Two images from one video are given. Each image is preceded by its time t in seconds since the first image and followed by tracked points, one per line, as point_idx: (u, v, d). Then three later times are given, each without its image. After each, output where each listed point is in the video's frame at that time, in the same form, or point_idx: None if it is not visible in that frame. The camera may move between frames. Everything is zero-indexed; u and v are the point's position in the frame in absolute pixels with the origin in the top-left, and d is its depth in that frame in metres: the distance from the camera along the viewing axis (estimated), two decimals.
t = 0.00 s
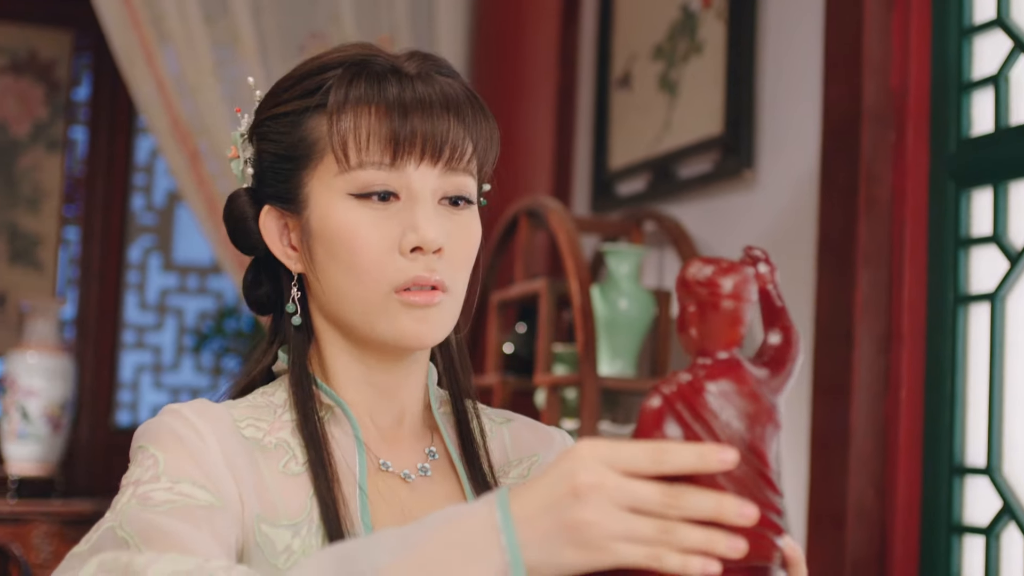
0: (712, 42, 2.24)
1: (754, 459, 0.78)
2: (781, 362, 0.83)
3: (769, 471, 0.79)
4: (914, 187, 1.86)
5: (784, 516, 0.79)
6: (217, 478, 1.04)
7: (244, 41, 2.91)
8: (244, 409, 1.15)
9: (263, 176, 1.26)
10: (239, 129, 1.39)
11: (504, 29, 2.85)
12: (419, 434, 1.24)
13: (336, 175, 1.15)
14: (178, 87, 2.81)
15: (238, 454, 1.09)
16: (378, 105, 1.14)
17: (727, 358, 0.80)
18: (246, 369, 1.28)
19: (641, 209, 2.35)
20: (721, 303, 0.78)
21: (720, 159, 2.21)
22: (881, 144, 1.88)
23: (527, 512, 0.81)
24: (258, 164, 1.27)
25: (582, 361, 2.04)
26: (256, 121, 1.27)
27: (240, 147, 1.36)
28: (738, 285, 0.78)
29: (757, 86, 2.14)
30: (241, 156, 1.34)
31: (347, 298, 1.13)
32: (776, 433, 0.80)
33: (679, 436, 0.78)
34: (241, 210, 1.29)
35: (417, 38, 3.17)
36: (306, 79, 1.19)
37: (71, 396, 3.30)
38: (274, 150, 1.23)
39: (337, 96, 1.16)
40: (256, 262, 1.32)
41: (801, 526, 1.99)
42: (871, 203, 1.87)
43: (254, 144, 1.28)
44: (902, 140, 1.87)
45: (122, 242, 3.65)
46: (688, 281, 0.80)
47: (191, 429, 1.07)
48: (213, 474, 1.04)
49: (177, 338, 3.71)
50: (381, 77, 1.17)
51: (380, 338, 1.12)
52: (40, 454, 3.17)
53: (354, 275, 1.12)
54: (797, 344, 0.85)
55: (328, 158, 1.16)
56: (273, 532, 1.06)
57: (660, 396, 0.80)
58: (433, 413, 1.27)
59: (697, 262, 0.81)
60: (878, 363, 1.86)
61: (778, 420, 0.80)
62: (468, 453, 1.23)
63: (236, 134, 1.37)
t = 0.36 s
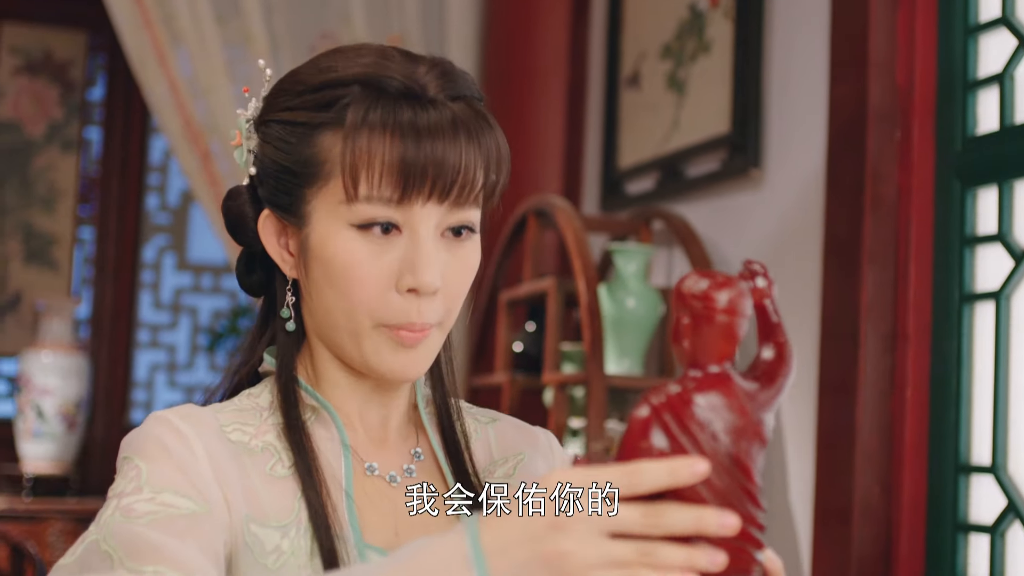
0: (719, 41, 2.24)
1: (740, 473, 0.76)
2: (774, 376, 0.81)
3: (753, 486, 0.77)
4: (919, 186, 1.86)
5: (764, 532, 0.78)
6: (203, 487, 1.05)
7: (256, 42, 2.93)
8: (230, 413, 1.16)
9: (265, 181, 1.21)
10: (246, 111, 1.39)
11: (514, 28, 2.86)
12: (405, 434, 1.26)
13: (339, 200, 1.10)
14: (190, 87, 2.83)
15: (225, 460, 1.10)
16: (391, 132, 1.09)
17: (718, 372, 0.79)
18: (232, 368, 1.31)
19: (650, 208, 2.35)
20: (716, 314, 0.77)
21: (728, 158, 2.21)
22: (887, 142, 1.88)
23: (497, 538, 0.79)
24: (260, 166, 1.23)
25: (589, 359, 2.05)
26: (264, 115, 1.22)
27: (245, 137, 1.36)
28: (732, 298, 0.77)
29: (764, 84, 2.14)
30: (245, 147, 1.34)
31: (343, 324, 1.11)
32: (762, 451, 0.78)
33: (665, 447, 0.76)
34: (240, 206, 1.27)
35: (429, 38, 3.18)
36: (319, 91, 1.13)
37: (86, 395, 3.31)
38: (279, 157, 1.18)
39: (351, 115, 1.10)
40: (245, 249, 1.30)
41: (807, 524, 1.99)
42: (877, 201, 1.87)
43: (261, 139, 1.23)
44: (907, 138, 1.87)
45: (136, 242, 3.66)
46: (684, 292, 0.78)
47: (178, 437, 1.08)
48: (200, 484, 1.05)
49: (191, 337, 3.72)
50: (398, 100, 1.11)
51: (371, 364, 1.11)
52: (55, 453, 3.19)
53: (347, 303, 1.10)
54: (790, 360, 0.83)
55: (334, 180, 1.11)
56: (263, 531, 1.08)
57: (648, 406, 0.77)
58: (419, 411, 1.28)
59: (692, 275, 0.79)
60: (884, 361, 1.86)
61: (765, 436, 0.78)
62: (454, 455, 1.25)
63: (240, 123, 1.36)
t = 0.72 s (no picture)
0: (739, 41, 2.24)
1: (715, 460, 0.85)
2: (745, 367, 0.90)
3: (727, 473, 0.85)
4: (939, 187, 1.85)
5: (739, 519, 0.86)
6: (191, 489, 1.14)
7: (278, 45, 2.94)
8: (219, 417, 1.24)
9: (266, 187, 1.29)
10: (251, 109, 1.42)
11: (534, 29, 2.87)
12: (391, 438, 1.37)
13: (339, 219, 1.18)
14: (213, 90, 2.85)
15: (214, 464, 1.19)
16: (396, 153, 1.16)
17: (692, 362, 0.88)
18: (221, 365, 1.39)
19: (670, 208, 2.35)
20: (689, 304, 0.86)
21: (747, 158, 2.21)
22: (906, 143, 1.88)
23: (483, 554, 0.86)
24: (261, 171, 1.31)
25: (609, 359, 2.05)
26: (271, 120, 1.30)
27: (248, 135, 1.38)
28: (703, 290, 0.86)
29: (783, 84, 2.14)
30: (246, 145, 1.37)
31: (336, 337, 1.20)
32: (734, 437, 0.86)
33: (642, 437, 0.84)
34: (238, 206, 1.34)
35: (451, 39, 3.19)
36: (327, 106, 1.21)
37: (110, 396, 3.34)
38: (284, 167, 1.26)
39: (357, 134, 1.18)
40: (240, 247, 1.37)
41: (828, 524, 1.98)
42: (895, 201, 1.86)
43: (266, 143, 1.31)
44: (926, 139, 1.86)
45: (160, 244, 3.68)
46: (659, 286, 0.87)
47: (168, 443, 1.16)
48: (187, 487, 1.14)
49: (215, 338, 3.71)
50: (405, 120, 1.19)
51: (361, 378, 1.20)
52: (80, 454, 3.21)
53: (341, 317, 1.19)
54: (760, 351, 0.91)
55: (338, 197, 1.19)
56: (248, 532, 1.16)
57: (625, 397, 0.86)
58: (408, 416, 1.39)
59: (667, 267, 0.88)
60: (903, 363, 1.86)
61: (737, 424, 0.86)
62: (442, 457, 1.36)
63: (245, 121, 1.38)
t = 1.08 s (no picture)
0: (765, 40, 2.24)
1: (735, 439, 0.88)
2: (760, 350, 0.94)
3: (746, 452, 0.88)
4: (966, 186, 1.84)
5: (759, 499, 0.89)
6: (217, 484, 1.16)
7: (305, 46, 2.95)
8: (242, 418, 1.26)
9: (285, 188, 1.32)
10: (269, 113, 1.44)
11: (560, 29, 2.87)
12: (417, 438, 1.38)
13: (360, 219, 1.21)
14: (240, 92, 2.86)
15: (237, 463, 1.20)
16: (413, 150, 1.18)
17: (708, 341, 0.92)
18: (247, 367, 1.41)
19: (695, 208, 2.35)
20: (704, 283, 0.91)
21: (773, 158, 2.21)
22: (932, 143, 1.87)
23: (504, 538, 0.90)
24: (280, 172, 1.33)
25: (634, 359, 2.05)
26: (289, 122, 1.32)
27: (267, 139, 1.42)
28: (718, 270, 0.91)
29: (810, 84, 2.14)
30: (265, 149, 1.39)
31: (358, 336, 1.23)
32: (752, 416, 0.90)
33: (659, 416, 0.89)
34: (260, 209, 1.38)
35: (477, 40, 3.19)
36: (347, 106, 1.23)
37: (140, 397, 3.35)
38: (304, 168, 1.28)
39: (375, 133, 1.20)
40: (262, 251, 1.41)
41: (854, 524, 1.98)
42: (921, 200, 1.85)
43: (284, 145, 1.33)
44: (953, 139, 1.86)
45: (189, 244, 3.69)
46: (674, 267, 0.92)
47: (191, 443, 1.18)
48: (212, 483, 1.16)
49: (244, 338, 3.74)
50: (422, 118, 1.21)
51: (385, 378, 1.23)
52: (110, 454, 3.22)
53: (363, 319, 1.21)
54: (777, 331, 0.96)
55: (358, 197, 1.21)
56: (272, 530, 1.18)
57: (644, 377, 0.91)
58: (430, 415, 1.40)
59: (682, 250, 0.93)
60: (929, 364, 1.84)
61: (754, 403, 0.90)
62: (463, 456, 1.37)
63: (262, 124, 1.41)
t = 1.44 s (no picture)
0: (787, 42, 2.23)
1: (765, 454, 0.85)
2: (792, 359, 0.89)
3: (776, 466, 0.85)
4: (988, 189, 1.84)
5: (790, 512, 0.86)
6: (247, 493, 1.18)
7: (327, 48, 2.96)
8: (272, 425, 1.29)
9: (314, 192, 1.33)
10: (297, 118, 1.45)
11: (582, 31, 2.87)
12: (447, 443, 1.38)
13: (388, 219, 1.22)
14: (263, 94, 2.87)
15: (267, 472, 1.23)
16: (438, 149, 1.19)
17: (737, 354, 0.88)
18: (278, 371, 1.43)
19: (717, 209, 2.35)
20: (732, 297, 0.85)
21: (795, 159, 2.20)
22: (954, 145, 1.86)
23: (528, 550, 0.91)
24: (309, 176, 1.35)
25: (656, 360, 2.05)
26: (316, 126, 1.34)
27: (294, 143, 1.43)
28: (747, 282, 0.85)
29: (831, 86, 2.13)
30: (295, 153, 1.41)
31: (386, 338, 1.23)
32: (783, 428, 0.87)
33: (688, 431, 0.86)
34: (288, 212, 1.39)
35: (499, 41, 3.19)
36: (374, 107, 1.25)
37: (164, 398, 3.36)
38: (332, 170, 1.29)
39: (401, 133, 1.21)
40: (290, 255, 1.42)
41: (876, 525, 1.97)
42: (943, 202, 1.85)
43: (312, 148, 1.35)
44: (975, 139, 1.85)
45: (213, 245, 3.70)
46: (702, 277, 0.87)
47: (220, 453, 1.21)
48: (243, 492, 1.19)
49: (268, 339, 3.73)
50: (448, 118, 1.22)
51: (415, 381, 1.23)
52: (135, 454, 3.21)
53: (393, 320, 1.22)
54: (810, 340, 0.90)
55: (385, 197, 1.22)
56: (303, 537, 1.20)
57: (671, 392, 0.87)
58: (461, 420, 1.40)
59: (710, 261, 0.88)
60: (952, 365, 1.84)
61: (785, 416, 0.87)
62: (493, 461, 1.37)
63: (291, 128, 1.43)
